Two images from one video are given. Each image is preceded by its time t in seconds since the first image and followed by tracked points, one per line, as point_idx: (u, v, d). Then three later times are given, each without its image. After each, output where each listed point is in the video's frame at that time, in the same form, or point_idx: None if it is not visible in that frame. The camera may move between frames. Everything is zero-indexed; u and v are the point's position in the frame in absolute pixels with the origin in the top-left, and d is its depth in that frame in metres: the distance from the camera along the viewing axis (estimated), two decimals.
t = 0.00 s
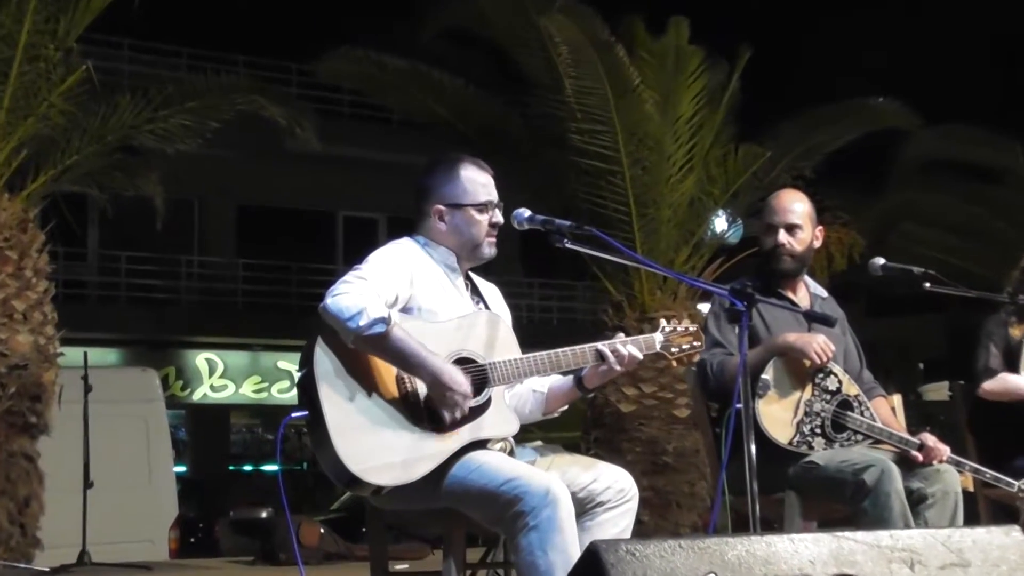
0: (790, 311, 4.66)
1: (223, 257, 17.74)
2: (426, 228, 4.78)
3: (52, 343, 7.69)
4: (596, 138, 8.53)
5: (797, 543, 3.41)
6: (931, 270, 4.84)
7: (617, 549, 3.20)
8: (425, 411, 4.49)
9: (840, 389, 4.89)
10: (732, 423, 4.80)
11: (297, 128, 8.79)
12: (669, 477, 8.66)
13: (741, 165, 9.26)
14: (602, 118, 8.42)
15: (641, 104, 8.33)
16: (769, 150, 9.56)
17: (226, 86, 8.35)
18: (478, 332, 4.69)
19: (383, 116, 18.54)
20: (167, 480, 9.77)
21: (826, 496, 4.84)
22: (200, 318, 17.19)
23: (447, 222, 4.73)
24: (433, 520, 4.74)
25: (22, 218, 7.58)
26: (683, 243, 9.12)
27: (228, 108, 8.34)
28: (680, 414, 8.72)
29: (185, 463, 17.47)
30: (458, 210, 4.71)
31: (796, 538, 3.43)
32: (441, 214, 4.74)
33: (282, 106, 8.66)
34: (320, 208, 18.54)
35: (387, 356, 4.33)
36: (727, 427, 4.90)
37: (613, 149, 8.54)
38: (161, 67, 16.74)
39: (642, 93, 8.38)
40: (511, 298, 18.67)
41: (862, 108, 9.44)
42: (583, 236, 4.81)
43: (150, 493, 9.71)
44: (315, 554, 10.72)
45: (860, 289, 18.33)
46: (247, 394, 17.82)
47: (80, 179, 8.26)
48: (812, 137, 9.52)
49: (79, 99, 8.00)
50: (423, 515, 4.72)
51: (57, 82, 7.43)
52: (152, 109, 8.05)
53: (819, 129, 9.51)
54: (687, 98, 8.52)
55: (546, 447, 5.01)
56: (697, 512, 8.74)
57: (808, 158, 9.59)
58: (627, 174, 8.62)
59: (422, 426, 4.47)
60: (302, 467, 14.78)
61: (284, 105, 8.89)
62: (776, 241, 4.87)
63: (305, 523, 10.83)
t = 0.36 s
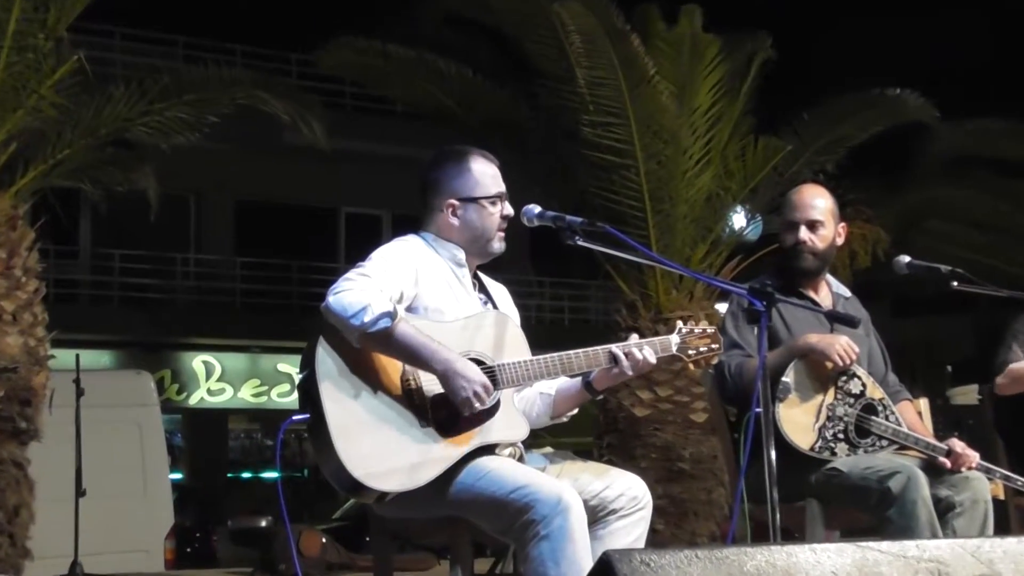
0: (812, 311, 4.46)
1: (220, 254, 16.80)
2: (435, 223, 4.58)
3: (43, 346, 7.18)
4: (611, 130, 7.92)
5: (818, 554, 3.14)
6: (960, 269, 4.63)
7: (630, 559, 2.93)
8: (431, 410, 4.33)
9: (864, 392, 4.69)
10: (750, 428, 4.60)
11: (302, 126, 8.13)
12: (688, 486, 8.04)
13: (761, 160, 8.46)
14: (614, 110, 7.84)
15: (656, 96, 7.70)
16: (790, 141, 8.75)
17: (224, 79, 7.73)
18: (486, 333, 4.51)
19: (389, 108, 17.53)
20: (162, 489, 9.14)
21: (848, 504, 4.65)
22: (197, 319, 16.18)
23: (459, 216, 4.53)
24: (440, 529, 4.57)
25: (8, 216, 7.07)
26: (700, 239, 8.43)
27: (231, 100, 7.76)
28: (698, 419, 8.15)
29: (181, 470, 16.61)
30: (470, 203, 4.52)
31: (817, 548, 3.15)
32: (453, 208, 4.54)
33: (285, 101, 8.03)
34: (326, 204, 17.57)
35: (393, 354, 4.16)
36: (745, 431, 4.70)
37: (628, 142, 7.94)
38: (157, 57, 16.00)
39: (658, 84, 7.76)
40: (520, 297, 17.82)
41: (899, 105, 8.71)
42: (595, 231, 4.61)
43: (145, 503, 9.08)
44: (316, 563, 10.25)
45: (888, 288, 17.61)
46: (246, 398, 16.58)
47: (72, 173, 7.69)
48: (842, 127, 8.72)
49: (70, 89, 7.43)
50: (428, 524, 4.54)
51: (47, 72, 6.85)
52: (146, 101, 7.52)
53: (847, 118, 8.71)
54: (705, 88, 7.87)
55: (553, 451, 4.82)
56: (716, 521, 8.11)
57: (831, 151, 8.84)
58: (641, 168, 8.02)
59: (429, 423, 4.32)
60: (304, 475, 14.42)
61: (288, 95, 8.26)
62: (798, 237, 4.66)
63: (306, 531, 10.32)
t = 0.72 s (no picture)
0: (835, 310, 4.27)
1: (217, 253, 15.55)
2: (440, 219, 4.40)
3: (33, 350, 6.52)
4: (623, 123, 7.26)
5: (842, 565, 2.95)
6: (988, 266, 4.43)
7: (643, 570, 2.75)
8: (436, 417, 4.15)
9: (888, 396, 4.50)
10: (770, 433, 4.40)
11: (301, 124, 7.71)
12: (704, 494, 7.44)
13: (782, 153, 7.83)
14: (627, 103, 7.20)
15: (670, 85, 7.10)
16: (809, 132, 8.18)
17: (221, 71, 7.24)
18: (494, 336, 4.32)
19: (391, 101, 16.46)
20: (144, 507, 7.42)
21: (873, 512, 4.47)
22: (195, 320, 15.00)
23: (460, 210, 4.36)
24: (447, 538, 4.37)
25: None
26: (717, 237, 7.80)
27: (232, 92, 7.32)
28: (715, 424, 7.54)
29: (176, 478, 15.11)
30: (471, 196, 4.34)
31: (842, 559, 2.96)
32: (454, 202, 4.37)
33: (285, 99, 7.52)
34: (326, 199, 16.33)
35: (397, 355, 3.97)
36: (765, 436, 4.51)
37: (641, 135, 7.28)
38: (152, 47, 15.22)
39: (672, 73, 7.14)
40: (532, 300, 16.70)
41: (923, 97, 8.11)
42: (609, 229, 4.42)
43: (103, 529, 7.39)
44: None
45: (909, 288, 16.98)
46: (245, 402, 15.28)
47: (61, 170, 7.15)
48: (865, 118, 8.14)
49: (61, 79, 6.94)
50: (434, 534, 4.35)
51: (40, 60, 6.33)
52: (141, 94, 6.98)
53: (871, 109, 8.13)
54: (723, 76, 7.21)
55: (566, 459, 4.63)
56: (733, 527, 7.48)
57: (852, 143, 8.24)
58: (655, 163, 7.37)
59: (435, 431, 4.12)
60: (304, 481, 13.45)
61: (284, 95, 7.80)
62: (820, 235, 4.50)
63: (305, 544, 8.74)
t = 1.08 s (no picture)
0: (846, 312, 4.10)
1: (202, 250, 14.61)
2: (439, 217, 4.21)
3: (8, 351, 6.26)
4: (626, 116, 7.06)
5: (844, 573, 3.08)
6: (1007, 267, 4.25)
7: None
8: (433, 424, 3.95)
9: (902, 401, 4.32)
10: (779, 440, 4.22)
11: (285, 113, 7.56)
12: (711, 502, 7.24)
13: (795, 144, 7.54)
14: (628, 95, 6.99)
15: (673, 76, 6.85)
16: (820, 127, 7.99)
17: (201, 59, 7.06)
18: (491, 338, 4.13)
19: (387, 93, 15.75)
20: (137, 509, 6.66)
21: (886, 523, 4.28)
22: (179, 320, 14.12)
23: (464, 209, 4.16)
24: (444, 550, 4.19)
25: None
26: (724, 235, 7.58)
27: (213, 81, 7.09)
28: (722, 429, 7.31)
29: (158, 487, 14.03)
30: (475, 194, 4.15)
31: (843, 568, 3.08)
32: (457, 200, 4.17)
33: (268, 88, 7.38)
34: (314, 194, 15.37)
35: (389, 362, 3.80)
36: (774, 442, 4.33)
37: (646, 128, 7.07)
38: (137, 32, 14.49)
39: (675, 64, 6.91)
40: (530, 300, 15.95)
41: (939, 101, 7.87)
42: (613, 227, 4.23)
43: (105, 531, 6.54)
44: None
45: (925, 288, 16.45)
46: (231, 407, 14.17)
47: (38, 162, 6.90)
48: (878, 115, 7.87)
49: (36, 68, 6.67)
50: (429, 544, 4.17)
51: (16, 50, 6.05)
52: (120, 83, 6.74)
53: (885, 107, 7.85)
54: (730, 66, 6.94)
55: (565, 466, 4.44)
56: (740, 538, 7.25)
57: (866, 144, 8.06)
58: (659, 158, 7.15)
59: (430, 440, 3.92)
60: (293, 490, 13.23)
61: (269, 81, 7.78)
62: (832, 233, 4.31)
63: (296, 554, 8.06)
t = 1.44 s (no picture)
0: (850, 312, 3.92)
1: (178, 249, 13.60)
2: (431, 214, 4.03)
3: None
4: (626, 114, 6.83)
5: None
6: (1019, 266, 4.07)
7: None
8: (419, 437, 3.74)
9: (911, 407, 4.14)
10: (782, 447, 4.03)
11: (267, 101, 7.02)
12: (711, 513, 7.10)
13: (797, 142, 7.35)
14: (628, 92, 6.76)
15: (675, 71, 6.58)
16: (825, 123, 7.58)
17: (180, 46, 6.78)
18: (483, 341, 3.94)
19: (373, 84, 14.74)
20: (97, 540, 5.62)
21: (896, 537, 4.10)
22: (158, 323, 13.30)
23: (459, 203, 3.99)
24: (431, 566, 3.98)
25: None
26: (725, 233, 7.35)
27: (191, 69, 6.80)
28: (721, 437, 7.13)
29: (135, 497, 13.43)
30: (469, 186, 3.98)
31: None
32: (452, 194, 4.00)
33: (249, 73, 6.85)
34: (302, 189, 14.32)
35: (376, 370, 3.61)
36: (777, 449, 4.14)
37: (645, 126, 6.84)
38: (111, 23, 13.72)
39: (677, 58, 6.66)
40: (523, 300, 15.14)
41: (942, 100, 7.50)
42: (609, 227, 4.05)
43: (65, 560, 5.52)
44: None
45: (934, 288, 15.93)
46: (209, 414, 13.42)
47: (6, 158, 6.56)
48: (887, 109, 7.44)
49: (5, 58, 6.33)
50: (416, 559, 3.97)
51: None
52: (95, 73, 6.45)
53: (893, 104, 7.43)
54: (732, 58, 6.71)
55: (559, 475, 4.24)
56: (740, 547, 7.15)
57: (871, 139, 7.60)
58: (659, 156, 6.94)
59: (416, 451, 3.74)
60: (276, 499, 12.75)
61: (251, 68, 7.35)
62: (837, 233, 4.14)
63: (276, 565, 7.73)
